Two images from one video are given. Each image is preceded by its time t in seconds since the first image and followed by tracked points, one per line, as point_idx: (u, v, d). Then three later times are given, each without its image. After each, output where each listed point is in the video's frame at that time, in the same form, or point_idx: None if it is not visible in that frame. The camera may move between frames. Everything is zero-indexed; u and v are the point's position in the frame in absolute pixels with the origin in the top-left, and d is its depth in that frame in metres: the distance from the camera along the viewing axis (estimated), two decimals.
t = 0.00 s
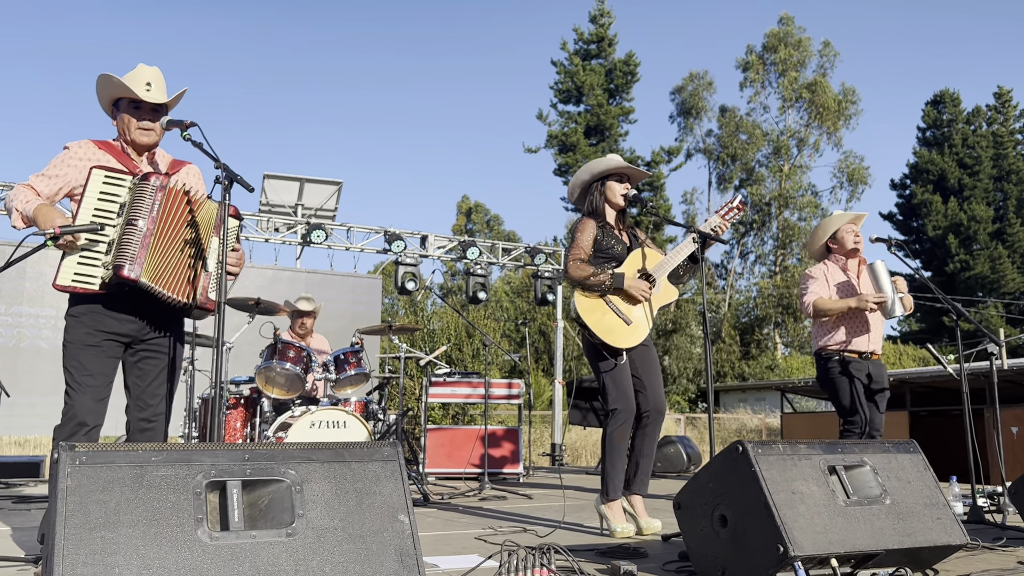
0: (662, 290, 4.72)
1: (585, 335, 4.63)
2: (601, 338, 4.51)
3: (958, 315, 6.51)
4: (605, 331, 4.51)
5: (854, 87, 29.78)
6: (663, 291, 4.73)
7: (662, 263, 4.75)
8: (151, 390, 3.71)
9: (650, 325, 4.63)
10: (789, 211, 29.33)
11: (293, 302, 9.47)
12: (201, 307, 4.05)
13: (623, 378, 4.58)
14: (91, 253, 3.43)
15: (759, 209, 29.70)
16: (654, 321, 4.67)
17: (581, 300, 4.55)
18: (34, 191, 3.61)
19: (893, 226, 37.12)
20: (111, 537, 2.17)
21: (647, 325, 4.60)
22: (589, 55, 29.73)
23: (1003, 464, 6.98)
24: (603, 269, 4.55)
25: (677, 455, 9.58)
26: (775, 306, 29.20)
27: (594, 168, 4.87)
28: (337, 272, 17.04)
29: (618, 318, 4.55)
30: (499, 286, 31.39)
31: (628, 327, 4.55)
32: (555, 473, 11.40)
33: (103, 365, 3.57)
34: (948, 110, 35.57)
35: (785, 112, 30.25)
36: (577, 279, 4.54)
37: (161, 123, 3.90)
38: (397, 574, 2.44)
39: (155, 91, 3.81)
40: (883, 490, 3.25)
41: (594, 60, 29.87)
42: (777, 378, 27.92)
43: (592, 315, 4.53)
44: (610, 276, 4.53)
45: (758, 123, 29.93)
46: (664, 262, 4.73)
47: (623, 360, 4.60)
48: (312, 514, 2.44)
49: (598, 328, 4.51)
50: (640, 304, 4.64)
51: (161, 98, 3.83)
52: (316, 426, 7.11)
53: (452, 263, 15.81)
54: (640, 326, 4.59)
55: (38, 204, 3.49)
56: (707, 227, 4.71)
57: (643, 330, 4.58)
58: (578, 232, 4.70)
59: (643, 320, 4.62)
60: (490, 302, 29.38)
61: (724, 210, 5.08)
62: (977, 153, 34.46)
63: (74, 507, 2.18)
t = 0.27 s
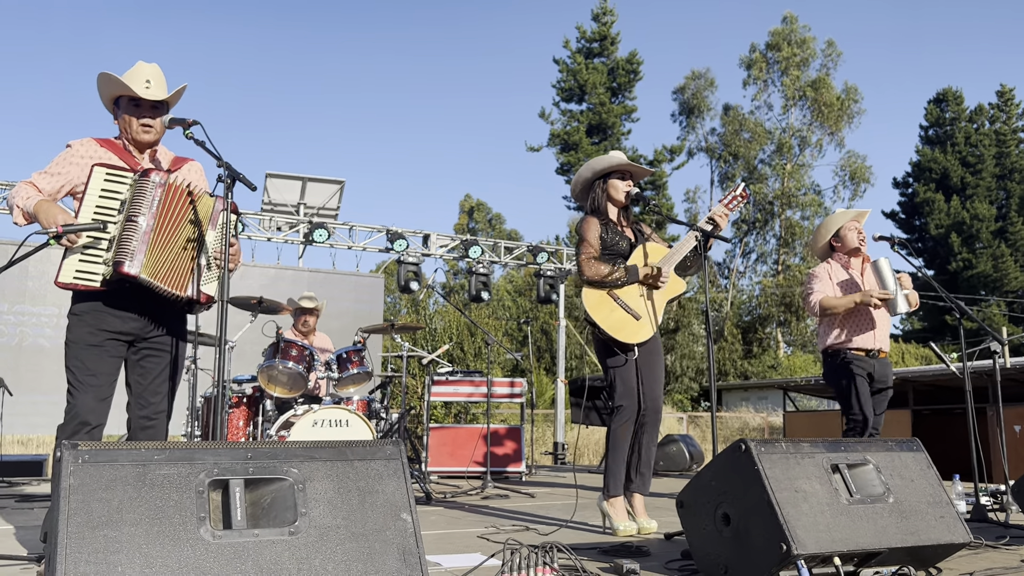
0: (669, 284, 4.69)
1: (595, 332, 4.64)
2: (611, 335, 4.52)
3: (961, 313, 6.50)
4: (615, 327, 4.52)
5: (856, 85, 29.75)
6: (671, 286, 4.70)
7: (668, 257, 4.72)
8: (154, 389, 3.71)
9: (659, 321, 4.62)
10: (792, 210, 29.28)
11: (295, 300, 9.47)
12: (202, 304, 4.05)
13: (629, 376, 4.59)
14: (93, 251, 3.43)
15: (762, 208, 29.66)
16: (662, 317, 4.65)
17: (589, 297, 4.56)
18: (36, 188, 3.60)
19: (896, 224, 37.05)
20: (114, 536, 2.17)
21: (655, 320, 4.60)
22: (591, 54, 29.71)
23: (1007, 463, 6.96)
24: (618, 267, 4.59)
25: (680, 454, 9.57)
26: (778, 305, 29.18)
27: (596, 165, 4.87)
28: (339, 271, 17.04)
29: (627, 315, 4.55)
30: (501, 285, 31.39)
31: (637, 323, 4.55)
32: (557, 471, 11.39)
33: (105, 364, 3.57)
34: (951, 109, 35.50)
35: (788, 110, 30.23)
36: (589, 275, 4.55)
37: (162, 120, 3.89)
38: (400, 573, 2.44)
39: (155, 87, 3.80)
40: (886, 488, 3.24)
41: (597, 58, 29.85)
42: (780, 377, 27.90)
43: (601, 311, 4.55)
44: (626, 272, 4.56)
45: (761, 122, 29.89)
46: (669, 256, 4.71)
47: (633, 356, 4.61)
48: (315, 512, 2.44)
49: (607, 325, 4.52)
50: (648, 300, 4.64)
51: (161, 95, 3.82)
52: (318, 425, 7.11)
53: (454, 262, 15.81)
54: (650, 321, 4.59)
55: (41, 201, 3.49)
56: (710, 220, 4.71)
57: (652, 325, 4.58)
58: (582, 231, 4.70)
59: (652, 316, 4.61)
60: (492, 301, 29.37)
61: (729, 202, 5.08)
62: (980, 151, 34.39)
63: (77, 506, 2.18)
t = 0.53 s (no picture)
0: (669, 286, 4.66)
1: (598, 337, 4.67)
2: (614, 341, 4.54)
3: (963, 312, 6.49)
4: (617, 332, 4.54)
5: (858, 84, 29.71)
6: (672, 287, 4.68)
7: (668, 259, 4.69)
8: (156, 391, 3.72)
9: (660, 323, 4.61)
10: (794, 209, 29.23)
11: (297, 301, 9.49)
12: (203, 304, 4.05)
13: (635, 376, 4.62)
14: (95, 254, 3.45)
15: (765, 207, 29.59)
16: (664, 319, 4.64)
17: (590, 303, 4.58)
18: (39, 192, 3.62)
19: (898, 223, 37.00)
20: (115, 539, 2.18)
21: (657, 323, 4.60)
22: (594, 53, 29.69)
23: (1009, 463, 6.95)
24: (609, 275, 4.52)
25: (682, 454, 9.58)
26: (780, 304, 29.14)
27: (596, 168, 4.88)
28: (341, 271, 17.05)
29: (629, 319, 4.56)
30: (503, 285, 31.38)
31: (638, 327, 4.56)
32: (559, 471, 11.40)
33: (108, 366, 3.58)
34: (953, 108, 35.44)
35: (790, 109, 30.21)
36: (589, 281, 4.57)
37: (163, 124, 3.90)
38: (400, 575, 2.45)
39: (154, 91, 3.81)
40: (886, 489, 3.24)
41: (599, 57, 29.84)
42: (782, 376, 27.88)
43: (602, 317, 4.56)
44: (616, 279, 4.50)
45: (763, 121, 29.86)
46: (670, 258, 4.69)
47: (636, 359, 4.63)
48: (316, 514, 2.45)
49: (609, 330, 4.54)
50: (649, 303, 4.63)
51: (161, 99, 3.83)
52: (320, 426, 7.13)
53: (455, 262, 15.81)
54: (652, 324, 4.59)
55: (43, 205, 3.50)
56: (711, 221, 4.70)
57: (653, 328, 4.58)
58: (582, 237, 4.73)
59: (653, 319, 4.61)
60: (494, 301, 29.36)
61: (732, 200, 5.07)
62: (982, 150, 34.33)
63: (79, 509, 2.19)
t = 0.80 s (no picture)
0: (672, 284, 4.67)
1: (601, 334, 4.66)
2: (617, 339, 4.53)
3: (968, 311, 6.47)
4: (620, 329, 4.52)
5: (861, 82, 29.67)
6: (676, 286, 4.68)
7: (672, 257, 4.69)
8: (162, 390, 3.72)
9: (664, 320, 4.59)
10: (798, 208, 29.20)
11: (301, 301, 9.50)
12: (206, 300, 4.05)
13: (636, 375, 4.61)
14: (100, 254, 3.46)
15: (768, 206, 29.56)
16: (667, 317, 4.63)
17: (593, 300, 4.57)
18: (46, 191, 3.63)
19: (902, 222, 36.94)
20: (123, 538, 2.19)
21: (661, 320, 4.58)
22: (597, 52, 29.68)
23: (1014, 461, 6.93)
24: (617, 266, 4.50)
25: (686, 453, 9.57)
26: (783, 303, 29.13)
27: (601, 166, 4.87)
28: (344, 271, 17.07)
29: (632, 317, 4.54)
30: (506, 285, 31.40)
31: (641, 324, 4.54)
32: (563, 471, 11.41)
33: (114, 366, 3.59)
34: (957, 106, 35.35)
35: (793, 108, 30.17)
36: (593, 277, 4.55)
37: (167, 121, 3.90)
38: (406, 574, 2.45)
39: (158, 89, 3.80)
40: (892, 487, 3.24)
41: (602, 56, 29.83)
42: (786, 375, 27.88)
43: (605, 313, 4.54)
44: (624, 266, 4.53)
45: (766, 120, 29.84)
46: (674, 256, 4.67)
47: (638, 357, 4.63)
48: (322, 514, 2.45)
49: (613, 327, 4.53)
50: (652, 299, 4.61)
51: (164, 97, 3.82)
52: (324, 426, 7.13)
53: (459, 262, 15.81)
54: (655, 322, 4.57)
55: (49, 203, 3.51)
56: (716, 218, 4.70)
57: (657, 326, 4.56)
58: (586, 234, 4.72)
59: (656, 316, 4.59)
60: (497, 300, 29.39)
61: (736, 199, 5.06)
62: (986, 148, 34.28)
63: (86, 508, 2.19)
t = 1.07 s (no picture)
0: (675, 286, 4.69)
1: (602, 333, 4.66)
2: (618, 338, 4.53)
3: (974, 309, 6.45)
4: (621, 329, 4.52)
5: (864, 81, 29.64)
6: (678, 288, 4.70)
7: (676, 259, 4.71)
8: (168, 392, 3.73)
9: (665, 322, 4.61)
10: (802, 207, 29.17)
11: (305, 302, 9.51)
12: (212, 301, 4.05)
13: (640, 375, 4.62)
14: (107, 256, 3.47)
15: (772, 205, 29.54)
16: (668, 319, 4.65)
17: (594, 297, 4.55)
18: (53, 194, 3.63)
19: (906, 220, 36.89)
20: (130, 539, 2.19)
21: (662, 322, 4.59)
22: (600, 52, 29.67)
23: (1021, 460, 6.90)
24: (620, 261, 4.54)
25: (691, 453, 9.56)
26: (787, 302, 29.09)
27: (606, 164, 4.85)
28: (348, 272, 17.09)
29: (633, 317, 4.55)
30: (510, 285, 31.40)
31: (643, 325, 4.55)
32: (568, 470, 11.40)
33: (121, 367, 3.59)
34: (961, 104, 35.28)
35: (796, 107, 30.16)
36: (597, 275, 4.53)
37: (172, 124, 3.91)
38: (414, 574, 2.45)
39: (164, 92, 3.82)
40: (899, 486, 3.23)
41: (606, 56, 29.82)
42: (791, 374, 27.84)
43: (606, 311, 4.54)
44: (627, 266, 4.52)
45: (769, 119, 29.81)
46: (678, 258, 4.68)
47: (638, 357, 4.63)
48: (329, 514, 2.45)
49: (613, 327, 4.53)
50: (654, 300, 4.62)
51: (170, 100, 3.83)
52: (330, 426, 7.14)
53: (462, 263, 15.81)
54: (656, 323, 4.59)
55: (57, 207, 3.51)
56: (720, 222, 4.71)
57: (657, 328, 4.57)
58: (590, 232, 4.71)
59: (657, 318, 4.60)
60: (501, 301, 29.39)
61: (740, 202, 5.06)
62: (990, 146, 34.21)
63: (94, 509, 2.20)
